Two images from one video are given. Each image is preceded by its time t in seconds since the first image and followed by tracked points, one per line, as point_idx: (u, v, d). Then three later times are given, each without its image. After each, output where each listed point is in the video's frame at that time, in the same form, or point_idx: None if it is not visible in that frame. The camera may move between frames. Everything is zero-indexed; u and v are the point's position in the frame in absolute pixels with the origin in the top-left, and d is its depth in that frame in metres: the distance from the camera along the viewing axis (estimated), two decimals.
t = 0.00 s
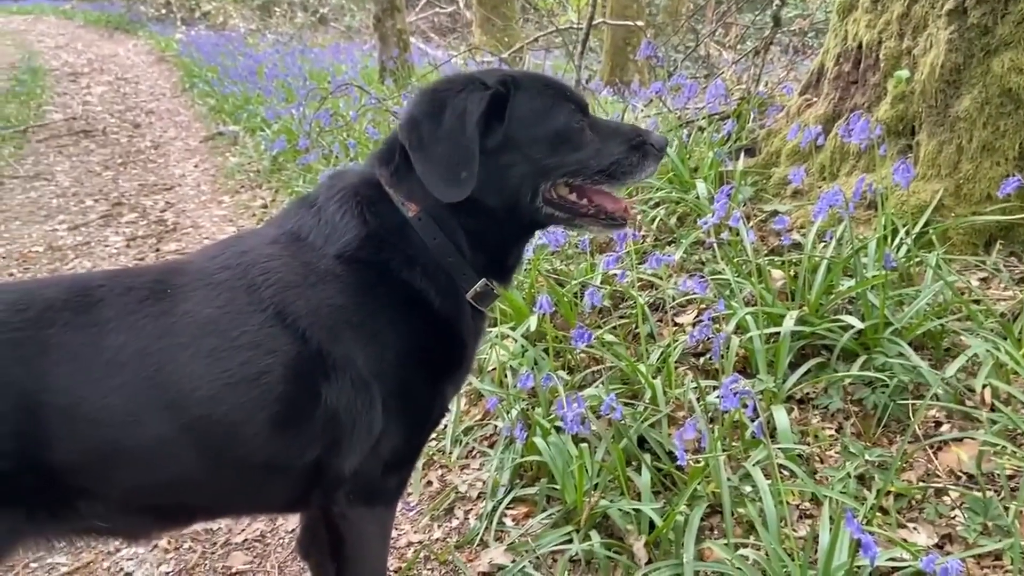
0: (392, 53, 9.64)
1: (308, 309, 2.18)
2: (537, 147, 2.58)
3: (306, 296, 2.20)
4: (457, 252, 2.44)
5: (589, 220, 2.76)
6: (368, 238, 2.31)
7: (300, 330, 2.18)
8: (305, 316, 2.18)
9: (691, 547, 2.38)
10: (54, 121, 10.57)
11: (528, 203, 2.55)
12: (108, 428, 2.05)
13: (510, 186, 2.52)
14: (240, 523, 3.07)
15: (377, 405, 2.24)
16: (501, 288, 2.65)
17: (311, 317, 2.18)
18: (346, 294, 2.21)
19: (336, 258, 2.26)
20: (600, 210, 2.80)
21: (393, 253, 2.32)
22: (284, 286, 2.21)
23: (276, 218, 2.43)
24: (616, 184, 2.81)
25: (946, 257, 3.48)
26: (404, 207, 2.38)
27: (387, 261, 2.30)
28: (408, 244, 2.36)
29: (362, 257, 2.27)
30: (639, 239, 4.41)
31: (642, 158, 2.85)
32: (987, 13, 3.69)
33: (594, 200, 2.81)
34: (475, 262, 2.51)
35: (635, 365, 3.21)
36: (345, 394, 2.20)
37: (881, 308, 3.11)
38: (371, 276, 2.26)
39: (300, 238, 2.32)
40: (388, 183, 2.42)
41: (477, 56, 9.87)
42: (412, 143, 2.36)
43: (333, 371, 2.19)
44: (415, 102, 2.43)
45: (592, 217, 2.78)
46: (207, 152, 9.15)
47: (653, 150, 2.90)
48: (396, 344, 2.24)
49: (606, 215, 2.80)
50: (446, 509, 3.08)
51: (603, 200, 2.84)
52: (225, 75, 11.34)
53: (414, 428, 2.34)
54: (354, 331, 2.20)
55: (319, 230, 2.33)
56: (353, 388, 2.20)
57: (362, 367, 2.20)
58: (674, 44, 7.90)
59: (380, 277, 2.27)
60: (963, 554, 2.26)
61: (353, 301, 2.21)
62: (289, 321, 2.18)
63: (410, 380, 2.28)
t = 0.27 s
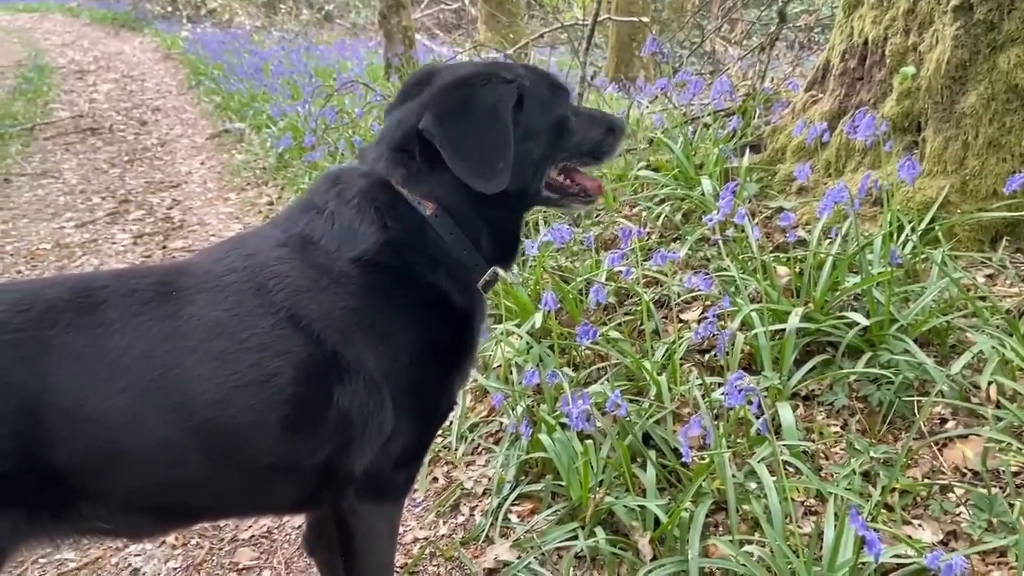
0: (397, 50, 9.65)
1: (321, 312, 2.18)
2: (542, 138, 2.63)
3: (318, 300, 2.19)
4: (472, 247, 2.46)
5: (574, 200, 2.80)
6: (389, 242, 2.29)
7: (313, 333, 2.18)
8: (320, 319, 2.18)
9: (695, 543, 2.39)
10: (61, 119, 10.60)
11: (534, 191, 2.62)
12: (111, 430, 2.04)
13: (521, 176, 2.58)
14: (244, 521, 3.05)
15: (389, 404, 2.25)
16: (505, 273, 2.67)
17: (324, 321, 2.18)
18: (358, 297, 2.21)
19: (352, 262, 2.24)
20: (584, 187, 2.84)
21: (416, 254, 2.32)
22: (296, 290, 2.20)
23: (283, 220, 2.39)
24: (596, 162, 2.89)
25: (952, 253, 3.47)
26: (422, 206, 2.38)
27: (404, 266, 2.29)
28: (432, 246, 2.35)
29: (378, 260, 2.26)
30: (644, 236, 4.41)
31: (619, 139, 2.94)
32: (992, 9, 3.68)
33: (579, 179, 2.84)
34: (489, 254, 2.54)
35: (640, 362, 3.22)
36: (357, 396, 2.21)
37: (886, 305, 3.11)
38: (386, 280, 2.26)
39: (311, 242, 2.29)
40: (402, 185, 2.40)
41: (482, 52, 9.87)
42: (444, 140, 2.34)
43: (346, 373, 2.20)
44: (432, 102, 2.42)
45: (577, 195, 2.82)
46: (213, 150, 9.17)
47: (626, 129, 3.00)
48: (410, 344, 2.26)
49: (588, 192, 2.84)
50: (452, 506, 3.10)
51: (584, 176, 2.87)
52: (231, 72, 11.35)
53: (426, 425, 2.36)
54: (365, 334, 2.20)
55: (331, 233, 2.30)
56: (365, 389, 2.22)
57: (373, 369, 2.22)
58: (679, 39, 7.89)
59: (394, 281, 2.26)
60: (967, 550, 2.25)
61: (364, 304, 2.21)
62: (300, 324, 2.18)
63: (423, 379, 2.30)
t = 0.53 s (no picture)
0: (397, 44, 9.65)
1: (340, 314, 2.09)
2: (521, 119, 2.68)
3: (333, 302, 2.08)
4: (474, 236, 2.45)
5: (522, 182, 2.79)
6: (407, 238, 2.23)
7: (330, 334, 2.07)
8: (340, 320, 2.08)
9: (695, 536, 2.39)
10: (62, 114, 10.61)
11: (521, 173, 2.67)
12: (103, 437, 1.85)
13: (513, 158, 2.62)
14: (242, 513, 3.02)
15: (397, 402, 2.20)
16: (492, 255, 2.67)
17: (342, 322, 2.08)
18: (374, 296, 2.14)
19: (375, 260, 2.17)
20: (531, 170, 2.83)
21: (433, 250, 2.27)
22: (313, 291, 2.08)
23: (290, 222, 2.23)
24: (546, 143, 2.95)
25: (952, 247, 3.48)
26: (437, 198, 2.34)
27: (418, 263, 2.24)
28: (449, 240, 2.32)
29: (394, 258, 2.20)
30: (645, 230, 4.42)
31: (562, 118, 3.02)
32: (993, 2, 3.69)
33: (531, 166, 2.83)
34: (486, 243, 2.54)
35: (640, 356, 3.22)
36: (374, 395, 2.14)
37: (886, 298, 3.12)
38: (402, 278, 2.20)
39: (328, 241, 2.17)
40: (414, 181, 2.33)
41: (482, 47, 9.88)
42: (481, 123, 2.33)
43: (357, 374, 2.10)
44: (442, 99, 2.40)
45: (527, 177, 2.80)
46: (214, 145, 9.18)
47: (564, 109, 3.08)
48: (427, 337, 2.23)
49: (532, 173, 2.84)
50: (453, 499, 3.11)
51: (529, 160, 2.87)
52: (231, 68, 11.36)
53: (434, 415, 2.34)
54: (380, 334, 2.14)
55: (351, 232, 2.19)
56: (375, 390, 2.14)
57: (381, 370, 2.14)
58: (678, 34, 7.90)
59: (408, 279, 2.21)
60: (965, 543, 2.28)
61: (380, 303, 2.14)
62: (314, 326, 2.06)
63: (437, 371, 2.28)
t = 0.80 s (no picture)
0: (394, 35, 9.62)
1: (340, 303, 2.08)
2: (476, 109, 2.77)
3: (333, 291, 2.08)
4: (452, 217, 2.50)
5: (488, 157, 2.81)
6: (398, 224, 2.26)
7: (330, 324, 2.06)
8: (341, 309, 2.08)
9: (690, 524, 2.40)
10: (59, 106, 10.59)
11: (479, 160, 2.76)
12: (101, 433, 1.81)
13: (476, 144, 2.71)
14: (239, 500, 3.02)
15: (395, 384, 2.21)
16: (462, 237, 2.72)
17: (341, 312, 2.08)
18: (372, 282, 2.16)
19: (371, 247, 2.19)
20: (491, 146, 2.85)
21: (424, 233, 2.31)
22: (313, 282, 2.07)
23: (279, 216, 2.21)
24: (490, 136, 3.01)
25: (947, 236, 3.49)
26: (417, 180, 2.39)
27: (410, 248, 2.26)
28: (437, 223, 2.36)
29: (388, 244, 2.22)
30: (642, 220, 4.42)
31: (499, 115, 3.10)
32: None
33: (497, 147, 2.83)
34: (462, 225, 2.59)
35: (636, 346, 3.24)
36: (372, 381, 2.15)
37: (881, 287, 3.13)
38: (396, 263, 2.22)
39: (324, 232, 2.17)
40: (397, 167, 2.37)
41: (480, 37, 9.85)
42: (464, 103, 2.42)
43: (357, 361, 2.10)
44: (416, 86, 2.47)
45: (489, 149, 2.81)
46: (211, 136, 9.16)
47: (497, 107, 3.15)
48: (419, 318, 2.26)
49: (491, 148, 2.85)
50: (450, 489, 3.12)
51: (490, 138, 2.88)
52: (228, 58, 11.33)
53: (426, 396, 2.36)
54: (377, 320, 2.15)
55: (345, 222, 2.20)
56: (374, 375, 2.14)
57: (379, 355, 2.15)
58: (677, 23, 7.89)
59: (401, 265, 2.23)
60: (957, 529, 2.30)
61: (377, 289, 2.16)
62: (315, 317, 2.04)
63: (428, 350, 2.31)
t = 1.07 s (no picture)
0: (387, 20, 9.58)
1: (321, 285, 2.10)
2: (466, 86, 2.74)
3: (314, 274, 2.10)
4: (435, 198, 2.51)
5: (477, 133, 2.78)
6: (376, 206, 2.27)
7: (312, 305, 2.07)
8: (324, 292, 2.10)
9: (677, 502, 2.42)
10: (51, 91, 10.54)
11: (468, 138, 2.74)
12: (90, 415, 1.83)
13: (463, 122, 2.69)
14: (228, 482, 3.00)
15: (381, 365, 2.23)
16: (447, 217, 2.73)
17: (323, 294, 2.10)
18: (351, 265, 2.17)
19: (349, 230, 2.20)
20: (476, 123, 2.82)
21: (403, 214, 2.32)
22: (294, 264, 2.08)
23: (260, 200, 2.23)
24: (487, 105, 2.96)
25: (935, 217, 3.51)
26: (396, 162, 2.38)
27: (389, 230, 2.27)
28: (415, 204, 2.36)
29: (366, 227, 2.23)
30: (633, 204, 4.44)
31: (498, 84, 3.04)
32: None
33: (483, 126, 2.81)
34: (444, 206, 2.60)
35: (625, 328, 3.25)
36: (355, 362, 2.16)
37: (868, 268, 3.15)
38: (375, 245, 2.23)
39: (302, 216, 2.18)
40: (375, 148, 2.37)
41: (473, 22, 9.82)
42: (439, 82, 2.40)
43: (341, 342, 2.12)
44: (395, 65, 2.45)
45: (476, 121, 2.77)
46: (204, 121, 9.14)
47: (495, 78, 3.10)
48: (401, 299, 2.26)
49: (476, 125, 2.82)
50: (441, 470, 3.14)
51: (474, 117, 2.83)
52: (221, 43, 11.28)
53: (412, 376, 2.37)
54: (358, 301, 2.16)
55: (323, 205, 2.21)
56: (359, 356, 2.17)
57: (365, 336, 2.18)
58: (670, 8, 7.87)
59: (378, 247, 2.23)
60: (938, 506, 2.30)
61: (356, 271, 2.17)
62: (298, 299, 2.06)
63: (412, 331, 2.31)
